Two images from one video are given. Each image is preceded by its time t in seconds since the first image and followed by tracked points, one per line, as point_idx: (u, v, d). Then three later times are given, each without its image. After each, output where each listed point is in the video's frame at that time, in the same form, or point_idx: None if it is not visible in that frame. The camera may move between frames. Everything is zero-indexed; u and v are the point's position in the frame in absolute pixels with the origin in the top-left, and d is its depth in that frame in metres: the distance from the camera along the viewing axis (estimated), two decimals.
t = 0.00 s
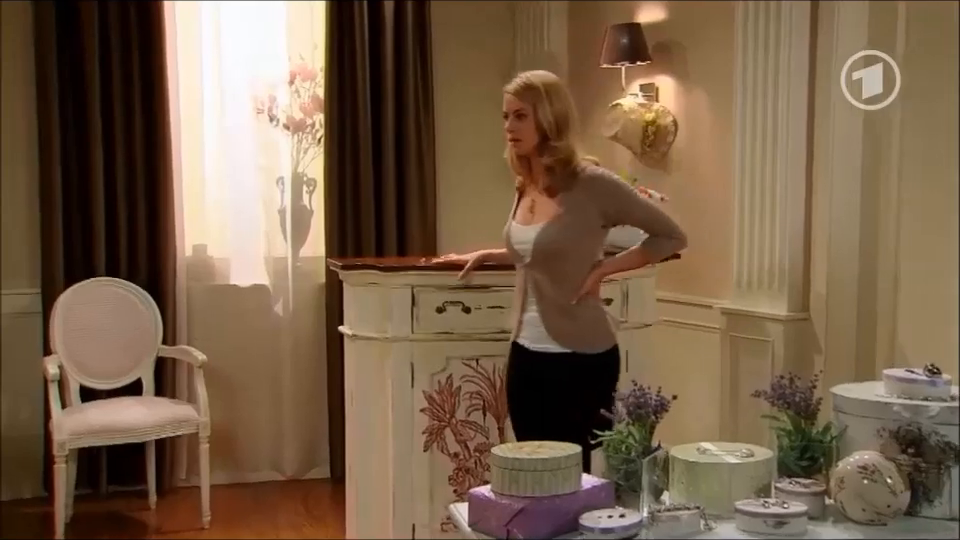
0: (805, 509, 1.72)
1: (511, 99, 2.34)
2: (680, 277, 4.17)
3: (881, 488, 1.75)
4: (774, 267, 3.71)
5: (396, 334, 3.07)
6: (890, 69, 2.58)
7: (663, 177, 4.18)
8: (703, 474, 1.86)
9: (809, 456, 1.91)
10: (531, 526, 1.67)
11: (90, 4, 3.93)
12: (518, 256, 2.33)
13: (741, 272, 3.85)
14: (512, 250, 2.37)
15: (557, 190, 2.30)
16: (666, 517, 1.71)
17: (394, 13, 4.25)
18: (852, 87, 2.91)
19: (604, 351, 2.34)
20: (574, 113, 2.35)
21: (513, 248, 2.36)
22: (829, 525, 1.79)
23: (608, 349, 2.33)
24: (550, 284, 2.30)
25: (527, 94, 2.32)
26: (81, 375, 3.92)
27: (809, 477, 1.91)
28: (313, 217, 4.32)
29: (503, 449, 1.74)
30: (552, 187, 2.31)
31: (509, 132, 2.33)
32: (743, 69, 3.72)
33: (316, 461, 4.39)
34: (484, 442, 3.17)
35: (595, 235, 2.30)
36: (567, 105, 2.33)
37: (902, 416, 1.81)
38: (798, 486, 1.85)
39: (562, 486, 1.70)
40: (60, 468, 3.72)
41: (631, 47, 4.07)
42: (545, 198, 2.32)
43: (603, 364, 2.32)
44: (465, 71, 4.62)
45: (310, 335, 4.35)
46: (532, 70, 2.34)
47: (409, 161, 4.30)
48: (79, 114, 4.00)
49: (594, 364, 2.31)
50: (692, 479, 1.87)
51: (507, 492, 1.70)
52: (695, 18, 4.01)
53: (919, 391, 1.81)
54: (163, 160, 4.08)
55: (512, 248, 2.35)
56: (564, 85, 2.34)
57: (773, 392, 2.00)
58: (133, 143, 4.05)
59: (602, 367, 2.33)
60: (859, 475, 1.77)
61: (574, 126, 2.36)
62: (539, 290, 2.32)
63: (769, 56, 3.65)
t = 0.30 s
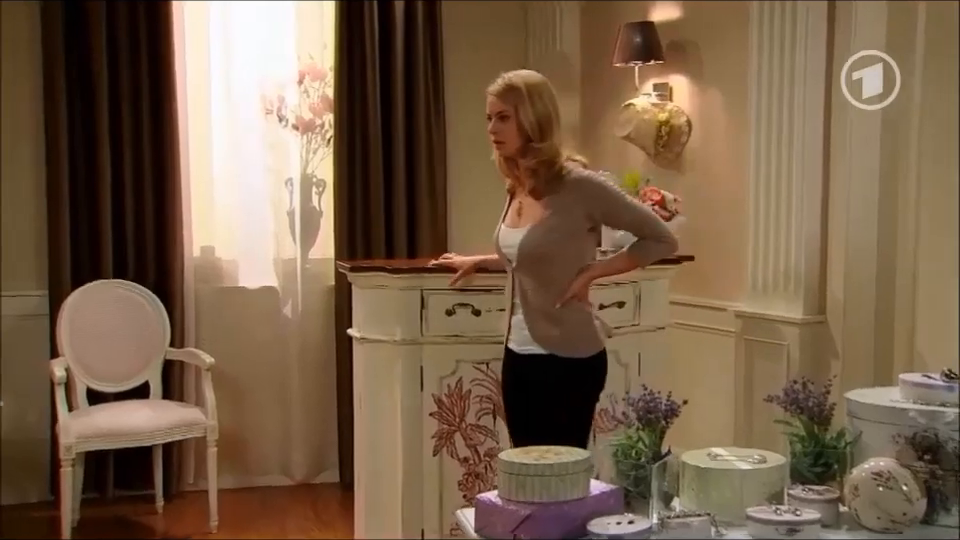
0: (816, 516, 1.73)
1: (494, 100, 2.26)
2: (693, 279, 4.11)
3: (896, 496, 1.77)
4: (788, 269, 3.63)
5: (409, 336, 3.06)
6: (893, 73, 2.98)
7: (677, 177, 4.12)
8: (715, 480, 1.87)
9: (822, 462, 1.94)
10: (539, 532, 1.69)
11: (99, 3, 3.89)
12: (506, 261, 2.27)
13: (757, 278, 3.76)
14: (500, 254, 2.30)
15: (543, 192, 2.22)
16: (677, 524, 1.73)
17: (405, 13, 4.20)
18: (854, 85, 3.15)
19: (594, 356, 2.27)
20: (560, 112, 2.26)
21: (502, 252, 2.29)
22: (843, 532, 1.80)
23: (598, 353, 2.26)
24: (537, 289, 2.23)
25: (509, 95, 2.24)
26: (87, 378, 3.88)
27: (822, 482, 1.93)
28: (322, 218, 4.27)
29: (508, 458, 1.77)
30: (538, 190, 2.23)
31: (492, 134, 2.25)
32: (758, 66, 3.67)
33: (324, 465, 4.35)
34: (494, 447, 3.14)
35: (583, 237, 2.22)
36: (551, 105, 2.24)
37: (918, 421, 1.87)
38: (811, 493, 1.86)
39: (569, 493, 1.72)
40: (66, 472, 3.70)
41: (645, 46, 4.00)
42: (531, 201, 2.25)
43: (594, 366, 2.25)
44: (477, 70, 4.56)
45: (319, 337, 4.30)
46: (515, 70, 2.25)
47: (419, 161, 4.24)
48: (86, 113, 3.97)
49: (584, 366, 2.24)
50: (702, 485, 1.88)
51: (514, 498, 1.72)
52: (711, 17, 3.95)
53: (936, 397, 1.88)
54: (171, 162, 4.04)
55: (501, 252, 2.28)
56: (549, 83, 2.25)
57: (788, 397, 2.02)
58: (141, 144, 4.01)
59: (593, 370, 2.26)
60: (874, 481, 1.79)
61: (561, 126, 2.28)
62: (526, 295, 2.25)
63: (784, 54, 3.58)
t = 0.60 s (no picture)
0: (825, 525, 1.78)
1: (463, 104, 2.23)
2: (705, 283, 4.02)
3: (909, 506, 1.80)
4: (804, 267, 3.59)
5: (416, 340, 3.03)
6: (890, 71, 3.01)
7: (690, 179, 4.03)
8: (724, 488, 1.95)
9: (834, 471, 2.02)
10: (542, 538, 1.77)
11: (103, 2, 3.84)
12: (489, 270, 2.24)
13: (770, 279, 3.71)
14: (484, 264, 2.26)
15: (519, 199, 2.18)
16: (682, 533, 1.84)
17: (413, 12, 4.13)
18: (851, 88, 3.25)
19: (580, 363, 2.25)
20: (532, 113, 2.22)
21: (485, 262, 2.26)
22: None
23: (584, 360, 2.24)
24: (520, 298, 2.19)
25: (477, 98, 2.20)
26: (91, 382, 3.83)
27: (834, 491, 2.01)
28: (329, 220, 4.21)
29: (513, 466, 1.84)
30: (514, 195, 2.19)
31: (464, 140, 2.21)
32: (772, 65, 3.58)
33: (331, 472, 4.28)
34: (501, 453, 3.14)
35: (564, 241, 2.18)
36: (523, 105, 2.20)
37: (932, 429, 1.87)
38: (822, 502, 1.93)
39: (573, 500, 1.80)
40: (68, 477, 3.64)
41: (657, 43, 3.94)
42: (509, 208, 2.20)
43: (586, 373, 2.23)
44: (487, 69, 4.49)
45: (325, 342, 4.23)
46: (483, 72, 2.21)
47: (428, 163, 4.18)
48: (89, 112, 3.91)
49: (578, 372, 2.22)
50: (711, 494, 1.96)
51: (518, 505, 1.81)
52: (726, 16, 3.87)
53: (951, 404, 1.88)
54: (176, 164, 3.99)
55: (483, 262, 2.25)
56: (519, 84, 2.22)
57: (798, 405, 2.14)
58: (146, 144, 3.96)
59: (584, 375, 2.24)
60: (886, 490, 1.83)
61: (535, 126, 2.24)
62: (511, 304, 2.22)
63: (800, 50, 3.50)
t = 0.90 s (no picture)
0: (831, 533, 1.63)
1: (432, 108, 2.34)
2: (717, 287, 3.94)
3: (920, 514, 1.65)
4: (816, 271, 3.50)
5: (421, 344, 2.98)
6: (890, 71, 2.98)
7: (701, 181, 3.96)
8: (731, 495, 1.77)
9: (844, 478, 1.84)
10: None
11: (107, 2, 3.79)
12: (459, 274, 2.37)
13: (784, 281, 3.64)
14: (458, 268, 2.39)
15: (482, 205, 2.28)
16: None
17: (422, 12, 4.08)
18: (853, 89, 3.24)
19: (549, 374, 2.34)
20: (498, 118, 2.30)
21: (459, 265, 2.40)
22: None
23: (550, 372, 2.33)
24: (484, 304, 2.31)
25: (443, 103, 2.30)
26: (93, 385, 3.80)
27: (844, 499, 1.83)
28: (336, 221, 4.16)
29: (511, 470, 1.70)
30: (479, 201, 2.28)
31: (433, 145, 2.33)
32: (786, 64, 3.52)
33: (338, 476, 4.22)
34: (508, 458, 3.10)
35: (527, 250, 2.26)
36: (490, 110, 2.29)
37: (945, 435, 1.71)
38: (832, 511, 1.74)
39: (575, 507, 1.64)
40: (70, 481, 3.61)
41: (668, 42, 3.89)
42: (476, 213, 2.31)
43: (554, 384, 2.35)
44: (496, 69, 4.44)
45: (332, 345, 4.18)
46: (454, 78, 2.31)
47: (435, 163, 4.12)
48: (94, 114, 3.86)
49: (544, 385, 2.33)
50: (717, 499, 1.77)
51: (517, 513, 1.64)
52: (739, 14, 3.80)
53: None
54: (181, 164, 3.94)
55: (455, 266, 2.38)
56: (484, 89, 2.30)
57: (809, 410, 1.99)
58: (151, 146, 3.91)
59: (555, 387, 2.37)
60: (896, 498, 1.67)
61: (508, 132, 2.32)
62: (477, 310, 2.33)
63: (814, 47, 3.43)
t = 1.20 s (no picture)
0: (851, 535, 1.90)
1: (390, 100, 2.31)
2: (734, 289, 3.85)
3: (936, 526, 1.80)
4: (839, 272, 3.41)
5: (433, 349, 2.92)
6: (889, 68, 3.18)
7: (717, 184, 3.85)
8: (741, 505, 1.90)
9: (859, 488, 2.03)
10: None
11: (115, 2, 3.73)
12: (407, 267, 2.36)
13: (803, 285, 3.55)
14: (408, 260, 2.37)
15: (431, 201, 2.25)
16: None
17: (434, 11, 4.01)
18: (851, 89, 3.29)
19: (495, 375, 2.31)
20: (452, 113, 2.27)
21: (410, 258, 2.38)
22: None
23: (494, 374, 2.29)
24: (427, 300, 2.29)
25: (398, 97, 2.27)
26: (101, 390, 3.74)
27: (860, 509, 2.02)
28: (346, 224, 4.09)
29: (518, 479, 1.81)
30: (429, 197, 2.26)
31: (388, 137, 2.30)
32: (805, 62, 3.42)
33: (348, 483, 4.16)
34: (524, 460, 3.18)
35: (471, 249, 2.24)
36: (446, 105, 2.25)
37: None
38: (847, 522, 1.93)
39: (580, 516, 1.74)
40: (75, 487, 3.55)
41: (684, 41, 3.82)
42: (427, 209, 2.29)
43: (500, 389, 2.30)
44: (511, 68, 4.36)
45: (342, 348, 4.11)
46: (411, 70, 2.28)
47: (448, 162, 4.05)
48: (101, 115, 3.80)
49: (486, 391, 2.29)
50: (728, 509, 1.91)
51: (523, 522, 1.76)
52: (758, 12, 3.71)
53: None
54: (189, 169, 3.88)
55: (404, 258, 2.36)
56: (440, 83, 2.26)
57: (821, 418, 2.18)
58: (159, 147, 3.85)
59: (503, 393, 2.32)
60: (913, 510, 1.83)
61: (466, 126, 2.28)
62: (421, 306, 2.32)
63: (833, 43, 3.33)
